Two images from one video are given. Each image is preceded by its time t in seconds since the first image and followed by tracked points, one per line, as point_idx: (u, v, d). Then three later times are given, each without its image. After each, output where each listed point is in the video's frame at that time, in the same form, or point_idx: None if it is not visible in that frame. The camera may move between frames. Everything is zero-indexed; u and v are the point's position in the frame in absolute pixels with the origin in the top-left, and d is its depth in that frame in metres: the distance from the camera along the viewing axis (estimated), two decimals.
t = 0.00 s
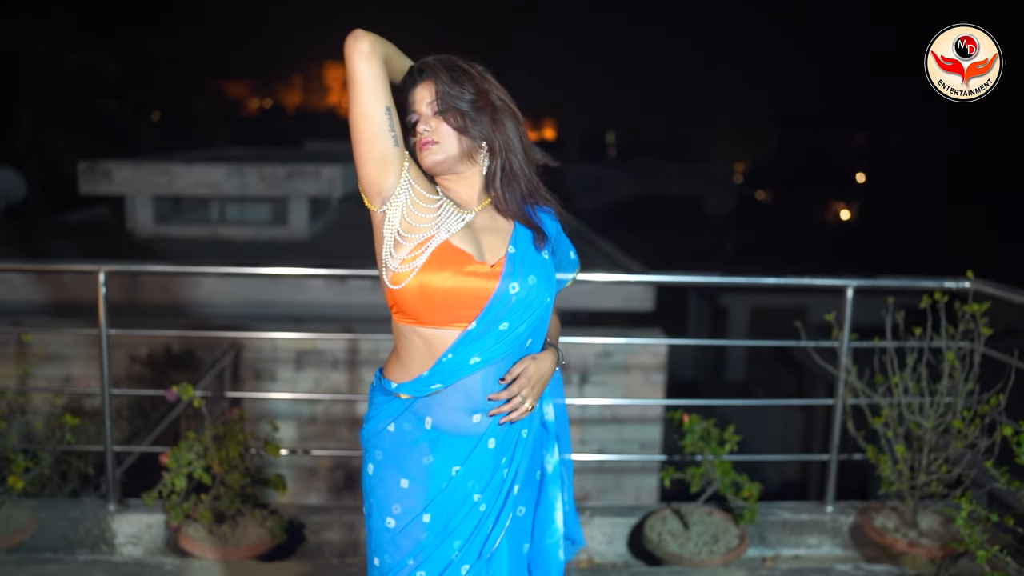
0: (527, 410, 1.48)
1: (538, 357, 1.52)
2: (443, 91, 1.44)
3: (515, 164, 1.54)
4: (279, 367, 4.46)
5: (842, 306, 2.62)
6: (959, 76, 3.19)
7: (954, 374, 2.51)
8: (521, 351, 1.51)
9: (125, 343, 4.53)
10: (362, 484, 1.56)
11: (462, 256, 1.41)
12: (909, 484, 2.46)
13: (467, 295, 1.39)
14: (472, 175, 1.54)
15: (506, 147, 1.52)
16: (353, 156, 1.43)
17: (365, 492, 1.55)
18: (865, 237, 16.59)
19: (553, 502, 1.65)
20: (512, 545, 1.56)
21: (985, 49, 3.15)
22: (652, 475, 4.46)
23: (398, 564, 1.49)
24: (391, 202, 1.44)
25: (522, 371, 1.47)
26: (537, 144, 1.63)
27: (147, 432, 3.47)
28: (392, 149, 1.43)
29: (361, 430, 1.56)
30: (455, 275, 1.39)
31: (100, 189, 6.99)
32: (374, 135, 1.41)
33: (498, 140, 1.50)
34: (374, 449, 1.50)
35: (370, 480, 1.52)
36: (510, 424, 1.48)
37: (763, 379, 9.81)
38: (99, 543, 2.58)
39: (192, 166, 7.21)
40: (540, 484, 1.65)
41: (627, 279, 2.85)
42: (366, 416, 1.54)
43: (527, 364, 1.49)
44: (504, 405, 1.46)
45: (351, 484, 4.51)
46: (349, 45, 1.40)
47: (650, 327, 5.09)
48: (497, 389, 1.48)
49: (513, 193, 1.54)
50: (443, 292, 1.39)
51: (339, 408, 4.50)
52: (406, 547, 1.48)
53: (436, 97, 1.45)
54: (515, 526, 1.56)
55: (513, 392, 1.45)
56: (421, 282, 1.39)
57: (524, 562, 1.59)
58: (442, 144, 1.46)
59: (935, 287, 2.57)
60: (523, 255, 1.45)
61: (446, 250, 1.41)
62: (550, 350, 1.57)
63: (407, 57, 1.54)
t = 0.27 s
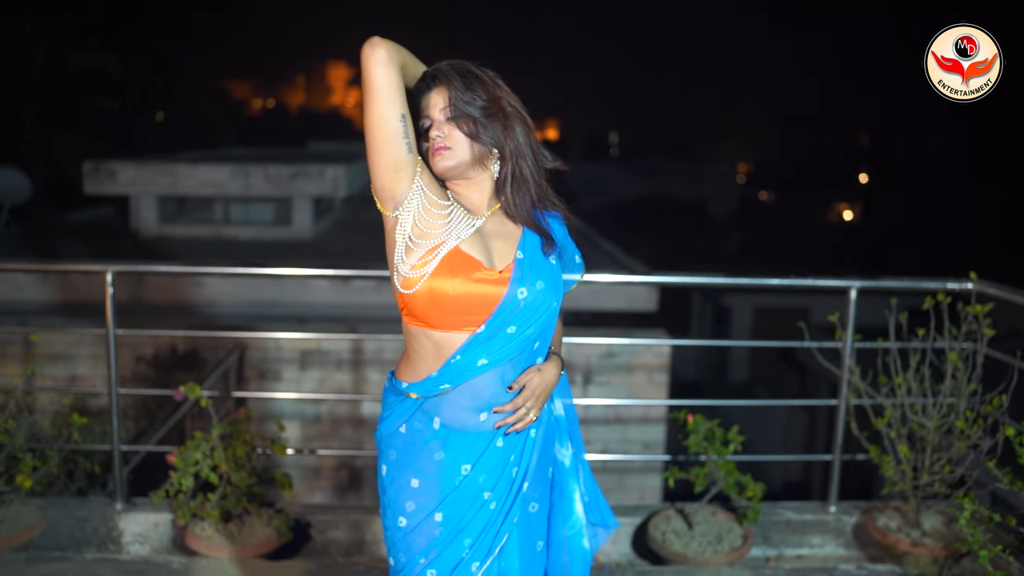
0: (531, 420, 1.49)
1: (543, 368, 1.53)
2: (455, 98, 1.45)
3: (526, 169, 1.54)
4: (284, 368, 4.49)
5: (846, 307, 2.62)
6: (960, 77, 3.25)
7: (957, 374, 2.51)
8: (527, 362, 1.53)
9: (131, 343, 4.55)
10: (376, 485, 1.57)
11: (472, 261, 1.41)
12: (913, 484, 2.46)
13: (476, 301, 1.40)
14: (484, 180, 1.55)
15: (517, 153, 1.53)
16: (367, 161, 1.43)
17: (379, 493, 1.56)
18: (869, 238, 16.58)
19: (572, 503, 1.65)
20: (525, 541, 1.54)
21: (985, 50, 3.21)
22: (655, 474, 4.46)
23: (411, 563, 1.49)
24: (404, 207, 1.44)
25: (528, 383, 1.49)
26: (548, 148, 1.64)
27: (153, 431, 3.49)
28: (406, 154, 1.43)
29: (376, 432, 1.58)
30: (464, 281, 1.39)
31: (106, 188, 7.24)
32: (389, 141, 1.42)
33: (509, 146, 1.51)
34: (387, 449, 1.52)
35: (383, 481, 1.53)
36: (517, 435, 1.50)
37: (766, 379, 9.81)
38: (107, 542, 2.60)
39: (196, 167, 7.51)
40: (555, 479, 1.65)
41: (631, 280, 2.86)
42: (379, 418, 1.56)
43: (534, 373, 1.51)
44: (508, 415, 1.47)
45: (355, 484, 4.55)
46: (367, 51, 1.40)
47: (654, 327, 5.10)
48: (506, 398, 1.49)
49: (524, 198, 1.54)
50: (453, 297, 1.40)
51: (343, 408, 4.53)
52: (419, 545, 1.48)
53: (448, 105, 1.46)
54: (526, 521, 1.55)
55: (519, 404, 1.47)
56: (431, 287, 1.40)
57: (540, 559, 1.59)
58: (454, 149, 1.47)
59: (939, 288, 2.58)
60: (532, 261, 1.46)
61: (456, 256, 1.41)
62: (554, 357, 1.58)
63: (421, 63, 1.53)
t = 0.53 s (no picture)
0: (542, 427, 1.49)
1: (555, 377, 1.54)
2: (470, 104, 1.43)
3: (538, 175, 1.54)
4: (289, 367, 4.54)
5: (849, 307, 2.63)
6: (960, 76, 3.47)
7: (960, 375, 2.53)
8: (539, 370, 1.54)
9: (136, 342, 4.58)
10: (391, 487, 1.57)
11: (485, 268, 1.41)
12: (917, 483, 2.48)
13: (489, 307, 1.41)
14: (496, 186, 1.54)
15: (529, 158, 1.52)
16: (382, 166, 1.42)
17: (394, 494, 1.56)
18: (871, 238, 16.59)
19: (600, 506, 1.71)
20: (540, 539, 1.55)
21: (985, 50, 3.42)
22: (659, 474, 4.50)
23: (426, 562, 1.48)
24: (419, 212, 1.43)
25: (540, 391, 1.50)
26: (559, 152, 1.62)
27: (160, 429, 3.51)
28: (421, 161, 1.43)
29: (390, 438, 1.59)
30: (477, 288, 1.40)
31: (109, 188, 7.44)
32: (405, 148, 1.40)
33: (521, 151, 1.50)
34: (402, 450, 1.52)
35: (398, 482, 1.53)
36: (528, 443, 1.50)
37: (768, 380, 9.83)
38: (114, 541, 2.61)
39: (200, 168, 7.63)
40: (569, 474, 1.68)
41: (635, 280, 2.88)
42: (393, 421, 1.56)
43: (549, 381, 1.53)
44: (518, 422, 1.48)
45: (359, 484, 4.60)
46: (383, 59, 1.39)
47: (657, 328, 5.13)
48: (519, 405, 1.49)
49: (536, 203, 1.54)
50: (467, 303, 1.40)
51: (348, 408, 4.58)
52: (437, 542, 1.47)
53: (463, 110, 1.44)
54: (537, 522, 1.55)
55: (530, 412, 1.48)
56: (444, 293, 1.40)
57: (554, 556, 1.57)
58: (468, 155, 1.45)
59: (942, 289, 2.58)
60: (542, 266, 1.46)
61: (468, 264, 1.41)
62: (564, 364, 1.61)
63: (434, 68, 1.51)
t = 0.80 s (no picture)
0: (559, 435, 1.52)
1: (572, 386, 1.57)
2: (490, 113, 1.43)
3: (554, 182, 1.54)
4: (293, 367, 4.56)
5: (855, 308, 2.65)
6: (960, 76, 3.56)
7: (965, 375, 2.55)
8: (557, 377, 1.56)
9: (142, 341, 4.60)
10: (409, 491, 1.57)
11: (505, 277, 1.42)
12: (922, 483, 2.50)
13: (509, 313, 1.42)
14: (513, 192, 1.54)
15: (546, 164, 1.52)
16: (403, 175, 1.42)
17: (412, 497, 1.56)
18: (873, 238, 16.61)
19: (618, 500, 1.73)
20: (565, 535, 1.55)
21: (985, 50, 3.51)
22: (662, 473, 4.53)
23: (449, 562, 1.48)
24: (439, 221, 1.44)
25: (559, 399, 1.53)
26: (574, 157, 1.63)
27: (168, 428, 3.54)
28: (441, 170, 1.43)
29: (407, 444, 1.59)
30: (499, 296, 1.41)
31: (114, 188, 7.45)
32: (427, 158, 1.40)
33: (539, 158, 1.50)
34: (421, 452, 1.52)
35: (417, 485, 1.53)
36: (545, 447, 1.52)
37: (769, 380, 9.86)
38: (125, 539, 2.62)
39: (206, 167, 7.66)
40: (584, 469, 1.72)
41: (642, 280, 2.89)
42: (411, 425, 1.56)
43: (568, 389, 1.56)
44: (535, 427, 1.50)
45: (364, 482, 4.64)
46: (403, 70, 1.38)
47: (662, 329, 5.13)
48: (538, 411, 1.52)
49: (555, 207, 1.55)
50: (488, 310, 1.41)
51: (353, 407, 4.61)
52: (459, 540, 1.47)
53: (482, 118, 1.44)
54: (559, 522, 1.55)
55: (546, 417, 1.50)
56: (466, 301, 1.41)
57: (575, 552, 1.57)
58: (486, 163, 1.46)
59: (947, 289, 2.60)
60: (561, 274, 1.47)
61: (490, 273, 1.42)
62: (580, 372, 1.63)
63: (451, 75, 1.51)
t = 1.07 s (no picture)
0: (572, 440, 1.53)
1: (586, 393, 1.58)
2: (503, 118, 1.45)
3: (569, 184, 1.55)
4: (298, 367, 4.59)
5: (860, 307, 2.67)
6: (960, 76, 3.78)
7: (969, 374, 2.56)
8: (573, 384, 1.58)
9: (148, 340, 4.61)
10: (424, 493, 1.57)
11: (524, 281, 1.44)
12: (926, 481, 2.52)
13: (528, 316, 1.44)
14: (529, 196, 1.55)
15: (559, 166, 1.53)
16: (419, 183, 1.44)
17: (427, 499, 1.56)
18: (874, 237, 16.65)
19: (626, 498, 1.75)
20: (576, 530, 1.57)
21: (985, 50, 3.72)
22: (666, 473, 4.55)
23: (469, 562, 1.49)
24: (456, 226, 1.45)
25: (572, 407, 1.54)
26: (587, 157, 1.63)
27: (175, 427, 3.56)
28: (456, 177, 1.44)
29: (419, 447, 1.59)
30: (518, 299, 1.43)
31: (117, 188, 7.44)
32: (442, 165, 1.42)
33: (552, 161, 1.51)
34: (437, 454, 1.52)
35: (434, 487, 1.53)
36: (558, 453, 1.54)
37: (770, 380, 9.87)
38: (134, 536, 2.64)
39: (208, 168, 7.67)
40: (592, 467, 1.74)
41: (647, 280, 2.92)
42: (425, 428, 1.56)
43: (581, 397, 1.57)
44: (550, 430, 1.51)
45: (369, 482, 4.67)
46: (414, 81, 1.39)
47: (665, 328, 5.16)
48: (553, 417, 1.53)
49: (571, 210, 1.56)
50: (507, 313, 1.43)
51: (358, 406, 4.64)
52: (479, 540, 1.48)
53: (495, 123, 1.45)
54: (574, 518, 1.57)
55: (561, 424, 1.51)
56: (486, 305, 1.43)
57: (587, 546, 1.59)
58: (501, 167, 1.47)
59: (951, 289, 2.61)
60: (579, 275, 1.48)
61: (508, 278, 1.44)
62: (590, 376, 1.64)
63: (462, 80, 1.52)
